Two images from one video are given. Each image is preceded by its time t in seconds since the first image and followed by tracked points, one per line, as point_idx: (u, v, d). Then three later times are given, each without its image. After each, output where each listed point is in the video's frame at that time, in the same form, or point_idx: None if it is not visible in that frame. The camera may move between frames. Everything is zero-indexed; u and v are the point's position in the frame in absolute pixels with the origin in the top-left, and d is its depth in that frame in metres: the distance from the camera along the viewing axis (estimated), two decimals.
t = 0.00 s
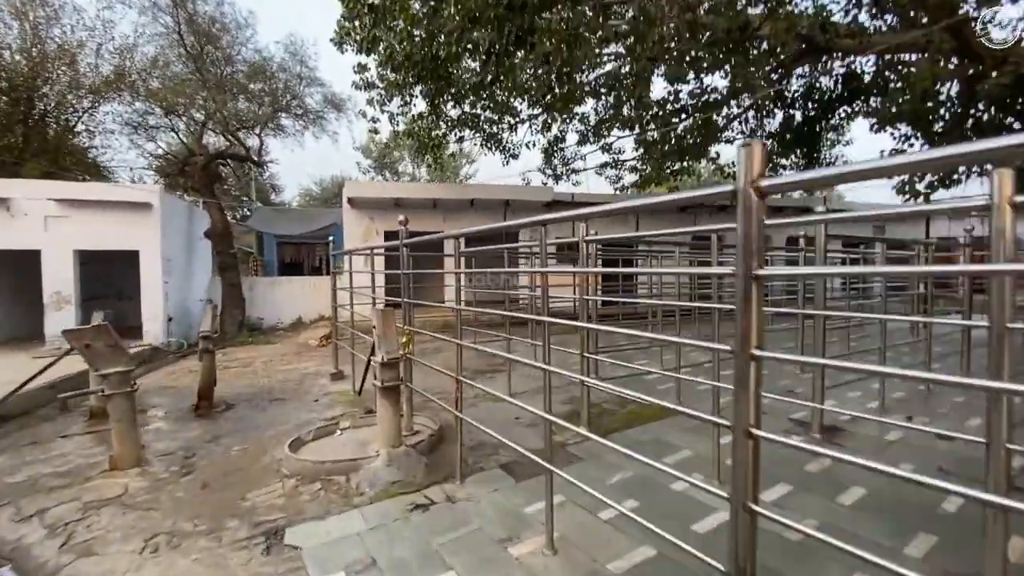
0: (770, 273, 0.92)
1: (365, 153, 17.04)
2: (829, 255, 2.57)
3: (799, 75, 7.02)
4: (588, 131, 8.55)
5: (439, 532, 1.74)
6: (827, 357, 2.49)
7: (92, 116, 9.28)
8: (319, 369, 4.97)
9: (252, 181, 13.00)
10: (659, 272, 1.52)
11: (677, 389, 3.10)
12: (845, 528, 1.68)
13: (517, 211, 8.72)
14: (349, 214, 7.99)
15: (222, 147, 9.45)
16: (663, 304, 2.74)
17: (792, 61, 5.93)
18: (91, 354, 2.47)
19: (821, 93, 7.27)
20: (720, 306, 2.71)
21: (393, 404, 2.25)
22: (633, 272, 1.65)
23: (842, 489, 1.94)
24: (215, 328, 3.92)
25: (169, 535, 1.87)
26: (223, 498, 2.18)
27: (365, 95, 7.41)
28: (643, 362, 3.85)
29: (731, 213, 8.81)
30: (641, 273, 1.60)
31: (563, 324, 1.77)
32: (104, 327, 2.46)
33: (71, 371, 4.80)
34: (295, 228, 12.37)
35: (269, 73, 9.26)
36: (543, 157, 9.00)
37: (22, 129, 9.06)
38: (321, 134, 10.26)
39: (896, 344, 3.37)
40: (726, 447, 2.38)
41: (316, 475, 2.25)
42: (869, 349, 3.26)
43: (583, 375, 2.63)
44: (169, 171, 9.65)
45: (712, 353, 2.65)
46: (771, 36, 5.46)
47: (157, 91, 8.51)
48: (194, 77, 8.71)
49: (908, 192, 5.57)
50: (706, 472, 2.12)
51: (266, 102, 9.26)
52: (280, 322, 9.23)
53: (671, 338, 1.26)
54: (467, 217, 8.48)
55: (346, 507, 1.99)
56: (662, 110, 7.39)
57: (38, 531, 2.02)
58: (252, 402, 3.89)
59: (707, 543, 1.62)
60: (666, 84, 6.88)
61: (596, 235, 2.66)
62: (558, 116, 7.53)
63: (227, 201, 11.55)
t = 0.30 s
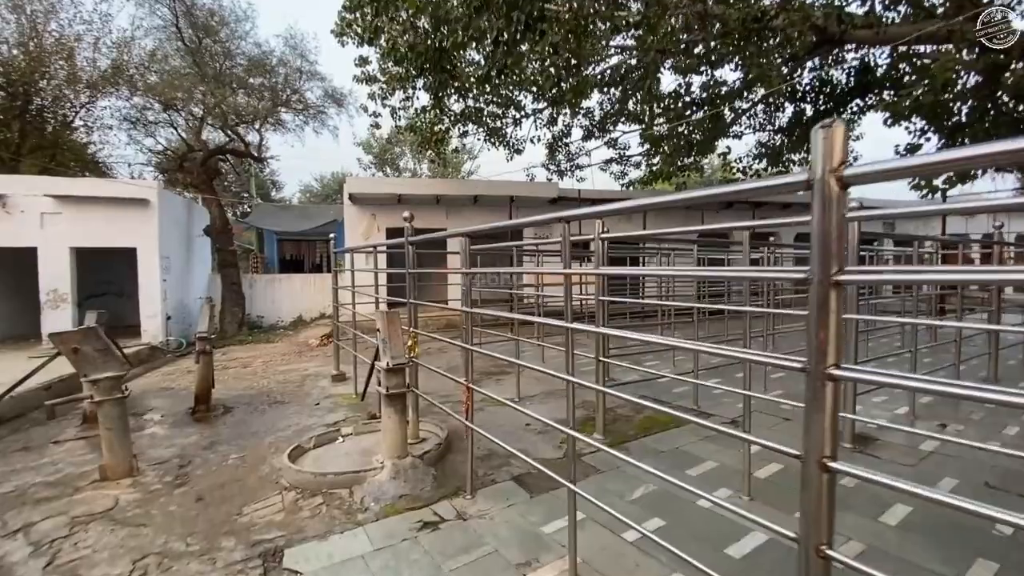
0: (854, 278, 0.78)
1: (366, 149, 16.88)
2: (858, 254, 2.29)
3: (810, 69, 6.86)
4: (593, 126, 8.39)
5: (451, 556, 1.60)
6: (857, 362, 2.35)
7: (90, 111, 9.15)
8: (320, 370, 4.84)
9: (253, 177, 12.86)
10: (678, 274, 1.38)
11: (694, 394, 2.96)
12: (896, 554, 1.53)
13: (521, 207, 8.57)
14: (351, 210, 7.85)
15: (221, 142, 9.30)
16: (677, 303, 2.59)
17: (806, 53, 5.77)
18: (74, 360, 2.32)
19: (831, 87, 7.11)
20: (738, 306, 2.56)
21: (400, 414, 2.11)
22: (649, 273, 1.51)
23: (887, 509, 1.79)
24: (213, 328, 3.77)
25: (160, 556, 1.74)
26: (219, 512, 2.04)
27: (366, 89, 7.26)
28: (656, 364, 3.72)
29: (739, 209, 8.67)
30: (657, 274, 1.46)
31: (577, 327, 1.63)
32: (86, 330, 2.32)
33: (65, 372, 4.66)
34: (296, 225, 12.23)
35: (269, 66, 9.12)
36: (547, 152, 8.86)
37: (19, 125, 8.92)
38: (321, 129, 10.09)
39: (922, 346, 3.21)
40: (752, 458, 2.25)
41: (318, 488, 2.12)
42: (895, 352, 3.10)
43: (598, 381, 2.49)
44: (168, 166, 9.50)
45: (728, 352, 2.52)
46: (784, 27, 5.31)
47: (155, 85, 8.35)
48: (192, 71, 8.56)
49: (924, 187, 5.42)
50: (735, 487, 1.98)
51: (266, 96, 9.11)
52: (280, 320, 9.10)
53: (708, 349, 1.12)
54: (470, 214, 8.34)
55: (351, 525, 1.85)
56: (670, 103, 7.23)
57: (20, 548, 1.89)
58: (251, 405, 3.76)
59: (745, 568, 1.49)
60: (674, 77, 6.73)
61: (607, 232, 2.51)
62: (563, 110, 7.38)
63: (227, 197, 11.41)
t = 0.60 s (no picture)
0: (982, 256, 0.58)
1: (370, 141, 16.71)
2: (901, 241, 2.18)
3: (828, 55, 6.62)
4: (602, 114, 8.18)
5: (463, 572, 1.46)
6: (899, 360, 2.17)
7: (91, 102, 9.02)
8: (323, 365, 4.70)
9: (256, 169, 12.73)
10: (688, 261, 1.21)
11: (716, 392, 2.81)
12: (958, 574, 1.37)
13: (528, 198, 8.40)
14: (355, 201, 7.70)
15: (224, 132, 9.15)
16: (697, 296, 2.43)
17: (825, 36, 5.55)
18: (61, 354, 2.19)
19: (850, 72, 6.86)
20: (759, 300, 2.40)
21: (405, 414, 1.95)
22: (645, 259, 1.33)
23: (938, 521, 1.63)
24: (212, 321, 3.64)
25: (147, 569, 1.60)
26: (213, 519, 1.91)
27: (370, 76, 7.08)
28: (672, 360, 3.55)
29: (751, 200, 8.46)
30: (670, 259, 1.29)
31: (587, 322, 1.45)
32: (73, 323, 2.18)
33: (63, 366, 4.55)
34: (300, 217, 12.10)
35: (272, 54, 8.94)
36: (554, 141, 8.66)
37: (19, 115, 8.80)
38: (325, 119, 9.92)
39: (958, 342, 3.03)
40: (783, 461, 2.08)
41: (319, 493, 1.98)
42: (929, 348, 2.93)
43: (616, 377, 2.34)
44: (170, 157, 9.37)
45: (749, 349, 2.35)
46: (804, 8, 5.08)
47: (157, 74, 8.20)
48: (193, 60, 8.40)
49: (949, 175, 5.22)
50: (770, 494, 1.83)
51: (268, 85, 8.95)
52: (284, 313, 8.99)
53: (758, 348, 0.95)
54: (476, 204, 8.17)
55: (353, 535, 1.71)
56: (682, 90, 7.02)
57: None
58: (251, 401, 3.62)
59: None
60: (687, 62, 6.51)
61: (621, 218, 2.35)
62: (572, 97, 7.18)
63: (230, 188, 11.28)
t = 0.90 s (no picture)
0: None
1: (374, 144, 16.61)
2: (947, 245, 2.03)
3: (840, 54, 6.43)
4: (609, 115, 8.06)
5: None
6: (944, 376, 2.00)
7: (92, 104, 8.94)
8: (324, 372, 4.55)
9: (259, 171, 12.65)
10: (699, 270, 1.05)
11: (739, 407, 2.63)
12: None
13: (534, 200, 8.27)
14: (358, 204, 7.57)
15: (226, 134, 9.04)
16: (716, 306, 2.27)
17: (842, 34, 5.37)
18: (39, 369, 2.04)
19: (865, 72, 6.68)
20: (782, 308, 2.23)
21: (406, 434, 1.79)
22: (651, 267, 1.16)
23: (1000, 558, 1.48)
24: (207, 329, 3.49)
25: None
26: (198, 548, 1.75)
27: (374, 77, 6.96)
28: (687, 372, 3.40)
29: (762, 202, 8.28)
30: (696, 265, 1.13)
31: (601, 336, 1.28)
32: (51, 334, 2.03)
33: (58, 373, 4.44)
34: (303, 220, 12.00)
35: (275, 56, 8.83)
36: (560, 143, 8.52)
37: (19, 118, 8.81)
38: (328, 121, 9.81)
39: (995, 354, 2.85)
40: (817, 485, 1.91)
41: (314, 520, 1.82)
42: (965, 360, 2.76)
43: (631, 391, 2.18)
44: (171, 160, 9.27)
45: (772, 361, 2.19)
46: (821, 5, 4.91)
47: (159, 76, 8.11)
48: (196, 61, 8.30)
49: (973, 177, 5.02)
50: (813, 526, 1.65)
51: (272, 87, 8.83)
52: (286, 317, 8.87)
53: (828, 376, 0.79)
54: (481, 207, 8.03)
55: (348, 571, 1.55)
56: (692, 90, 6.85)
57: None
58: (248, 411, 3.47)
59: None
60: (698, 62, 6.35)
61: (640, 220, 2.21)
62: (580, 97, 7.04)
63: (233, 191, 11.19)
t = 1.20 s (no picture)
0: None
1: (376, 139, 16.49)
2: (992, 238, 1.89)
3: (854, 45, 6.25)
4: (615, 109, 7.91)
5: None
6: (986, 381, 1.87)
7: (91, 98, 8.83)
8: (324, 371, 4.44)
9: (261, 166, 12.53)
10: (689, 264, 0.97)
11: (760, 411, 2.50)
12: None
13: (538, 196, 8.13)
14: (360, 199, 7.44)
15: (226, 128, 8.91)
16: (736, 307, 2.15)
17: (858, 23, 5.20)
18: (21, 371, 1.92)
19: (879, 64, 6.52)
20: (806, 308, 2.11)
21: (409, 442, 1.68)
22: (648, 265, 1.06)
23: None
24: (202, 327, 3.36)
25: None
26: (187, 564, 1.63)
27: (376, 70, 6.83)
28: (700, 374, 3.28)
29: (770, 198, 8.14)
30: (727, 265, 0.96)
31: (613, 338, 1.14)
32: (33, 334, 1.91)
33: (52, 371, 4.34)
34: (305, 216, 11.89)
35: (275, 48, 8.69)
36: (565, 138, 8.38)
37: (17, 111, 8.68)
38: (329, 116, 9.68)
39: None
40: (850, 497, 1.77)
41: (312, 534, 1.70)
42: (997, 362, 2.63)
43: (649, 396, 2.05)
44: (172, 155, 9.16)
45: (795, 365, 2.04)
46: None
47: (157, 69, 7.97)
48: (195, 53, 8.17)
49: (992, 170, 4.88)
50: (851, 544, 1.52)
51: (273, 81, 8.69)
52: (287, 314, 8.76)
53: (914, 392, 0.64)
54: (485, 202, 7.90)
55: None
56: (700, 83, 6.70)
57: None
58: (246, 412, 3.36)
59: None
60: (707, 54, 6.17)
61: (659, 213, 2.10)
62: (586, 90, 6.90)
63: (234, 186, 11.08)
